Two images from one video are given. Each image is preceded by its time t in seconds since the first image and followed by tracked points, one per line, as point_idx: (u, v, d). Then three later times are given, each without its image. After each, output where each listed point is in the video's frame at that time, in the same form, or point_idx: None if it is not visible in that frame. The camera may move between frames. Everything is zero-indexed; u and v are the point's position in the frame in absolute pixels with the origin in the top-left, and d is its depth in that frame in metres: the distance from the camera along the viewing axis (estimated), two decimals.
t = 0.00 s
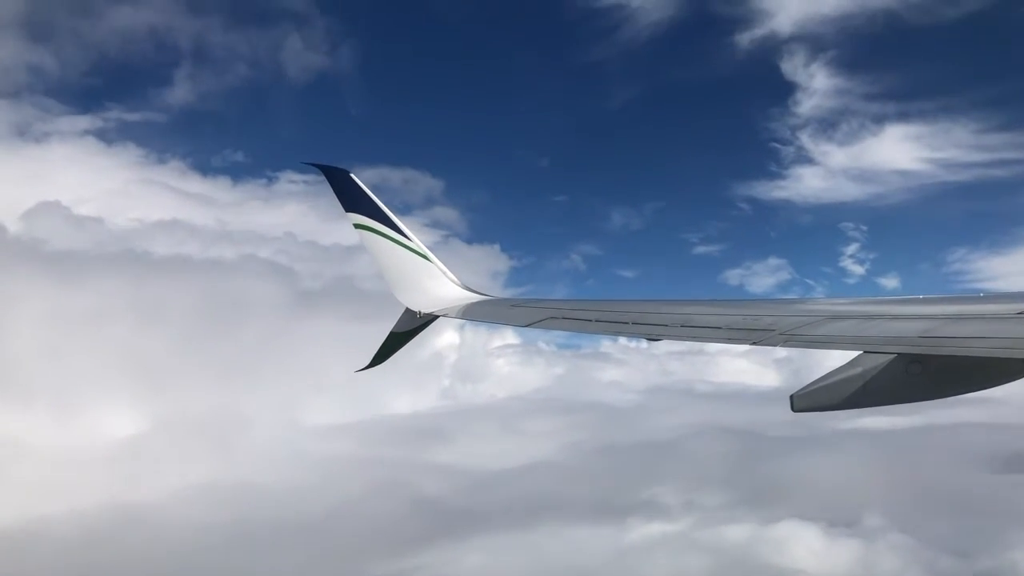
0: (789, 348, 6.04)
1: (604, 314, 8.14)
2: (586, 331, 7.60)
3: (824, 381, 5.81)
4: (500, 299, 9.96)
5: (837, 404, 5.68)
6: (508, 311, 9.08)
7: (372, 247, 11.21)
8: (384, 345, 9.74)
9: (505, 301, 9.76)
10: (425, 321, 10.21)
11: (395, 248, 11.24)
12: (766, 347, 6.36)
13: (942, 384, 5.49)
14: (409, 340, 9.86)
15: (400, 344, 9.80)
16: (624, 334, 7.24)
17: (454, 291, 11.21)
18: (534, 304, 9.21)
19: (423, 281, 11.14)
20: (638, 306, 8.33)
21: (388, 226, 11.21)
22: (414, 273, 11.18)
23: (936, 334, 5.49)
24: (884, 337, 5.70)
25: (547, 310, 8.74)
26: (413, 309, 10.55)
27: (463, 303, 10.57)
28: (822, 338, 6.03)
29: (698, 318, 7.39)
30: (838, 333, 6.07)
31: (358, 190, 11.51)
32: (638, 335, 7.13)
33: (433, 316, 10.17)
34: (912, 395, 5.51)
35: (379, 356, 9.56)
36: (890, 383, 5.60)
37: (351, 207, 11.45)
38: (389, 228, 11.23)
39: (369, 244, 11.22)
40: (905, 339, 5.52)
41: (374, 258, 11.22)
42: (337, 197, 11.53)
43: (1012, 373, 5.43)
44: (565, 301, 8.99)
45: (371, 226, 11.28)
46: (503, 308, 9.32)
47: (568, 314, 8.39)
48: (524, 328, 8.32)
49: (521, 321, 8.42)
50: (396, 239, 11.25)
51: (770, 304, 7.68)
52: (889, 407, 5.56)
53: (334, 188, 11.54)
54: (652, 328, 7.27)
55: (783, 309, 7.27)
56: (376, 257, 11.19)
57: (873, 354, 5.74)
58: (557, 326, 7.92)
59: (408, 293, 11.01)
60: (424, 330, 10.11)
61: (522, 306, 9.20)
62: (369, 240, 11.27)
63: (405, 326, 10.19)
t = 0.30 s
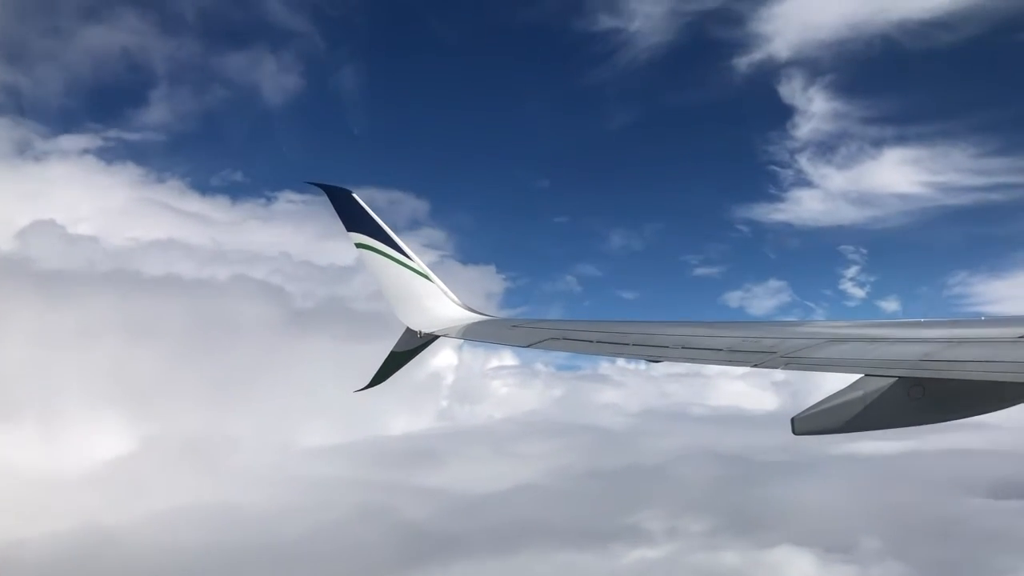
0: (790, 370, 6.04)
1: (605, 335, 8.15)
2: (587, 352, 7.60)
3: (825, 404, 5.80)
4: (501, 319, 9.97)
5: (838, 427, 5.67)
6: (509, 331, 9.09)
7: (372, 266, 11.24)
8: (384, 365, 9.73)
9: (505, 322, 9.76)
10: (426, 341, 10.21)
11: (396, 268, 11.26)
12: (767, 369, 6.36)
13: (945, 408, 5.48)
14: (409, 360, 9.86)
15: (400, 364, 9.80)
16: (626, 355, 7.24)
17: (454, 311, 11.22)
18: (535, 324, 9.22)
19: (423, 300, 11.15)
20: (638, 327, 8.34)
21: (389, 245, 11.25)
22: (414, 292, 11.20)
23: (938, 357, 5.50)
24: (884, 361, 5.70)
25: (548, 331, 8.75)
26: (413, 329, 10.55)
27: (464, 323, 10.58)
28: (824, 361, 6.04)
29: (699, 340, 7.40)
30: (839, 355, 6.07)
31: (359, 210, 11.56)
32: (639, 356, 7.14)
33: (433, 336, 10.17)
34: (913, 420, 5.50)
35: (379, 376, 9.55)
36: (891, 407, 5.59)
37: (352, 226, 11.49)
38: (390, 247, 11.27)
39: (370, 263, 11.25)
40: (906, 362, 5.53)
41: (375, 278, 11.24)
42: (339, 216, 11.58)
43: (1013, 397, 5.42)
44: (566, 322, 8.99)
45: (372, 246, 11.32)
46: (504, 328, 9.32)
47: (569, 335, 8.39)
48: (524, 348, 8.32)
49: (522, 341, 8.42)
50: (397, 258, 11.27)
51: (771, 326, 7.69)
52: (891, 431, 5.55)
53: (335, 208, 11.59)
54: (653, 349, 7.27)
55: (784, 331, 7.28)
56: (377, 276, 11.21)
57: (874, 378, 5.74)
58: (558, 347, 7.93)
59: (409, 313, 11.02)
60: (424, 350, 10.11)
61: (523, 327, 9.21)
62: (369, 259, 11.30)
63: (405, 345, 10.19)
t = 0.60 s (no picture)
0: (788, 386, 6.06)
1: (602, 349, 8.17)
2: (585, 366, 7.61)
3: (822, 420, 5.81)
4: (499, 333, 9.98)
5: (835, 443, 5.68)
6: (507, 344, 9.10)
7: (371, 279, 11.25)
8: (382, 378, 9.72)
9: (503, 336, 9.77)
10: (423, 354, 10.21)
11: (394, 281, 11.28)
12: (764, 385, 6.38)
13: (942, 425, 5.50)
14: (407, 373, 9.86)
15: (398, 377, 9.79)
16: (624, 370, 7.26)
17: (452, 324, 11.23)
18: (533, 338, 9.24)
19: (422, 314, 11.16)
20: (636, 342, 8.36)
21: (387, 258, 11.27)
22: (413, 306, 11.21)
23: (935, 374, 5.52)
24: (882, 377, 5.73)
25: (547, 344, 8.76)
26: (412, 342, 10.55)
27: (461, 337, 10.59)
28: (821, 377, 6.05)
29: (697, 355, 7.42)
30: (837, 371, 6.09)
31: (358, 223, 11.59)
32: (637, 371, 7.15)
33: (431, 349, 10.17)
34: (910, 437, 5.51)
35: (376, 389, 9.54)
36: (888, 423, 5.60)
37: (351, 239, 11.52)
38: (388, 260, 11.29)
39: (369, 276, 11.27)
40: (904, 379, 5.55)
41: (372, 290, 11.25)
42: (338, 229, 11.61)
43: (1010, 414, 5.45)
44: (564, 336, 9.01)
45: (371, 259, 11.34)
46: (502, 342, 9.34)
47: (566, 349, 8.41)
48: (522, 361, 8.33)
49: (520, 355, 8.44)
50: (396, 272, 11.30)
51: (769, 341, 7.71)
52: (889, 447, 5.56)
53: (334, 221, 11.62)
54: (651, 363, 7.29)
55: (782, 347, 7.31)
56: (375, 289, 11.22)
57: (872, 394, 5.76)
58: (556, 360, 7.94)
59: (407, 326, 11.02)
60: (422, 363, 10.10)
61: (521, 340, 9.22)
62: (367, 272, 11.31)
63: (402, 358, 10.19)
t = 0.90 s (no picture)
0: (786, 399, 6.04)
1: (600, 360, 8.17)
2: (582, 377, 7.59)
3: (821, 433, 5.81)
4: (497, 343, 9.97)
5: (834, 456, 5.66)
6: (504, 354, 9.10)
7: (369, 288, 11.24)
8: (379, 388, 9.70)
9: (501, 346, 9.75)
10: (420, 364, 10.18)
11: (392, 290, 11.27)
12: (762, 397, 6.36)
13: (940, 437, 5.49)
14: (404, 383, 9.84)
15: (394, 387, 9.76)
16: (621, 382, 7.23)
17: (450, 334, 11.22)
18: (530, 348, 9.23)
19: (419, 323, 11.15)
20: (634, 352, 8.35)
21: (386, 267, 11.27)
22: (411, 315, 11.20)
23: (933, 387, 5.51)
24: (880, 390, 5.72)
25: (545, 355, 8.76)
26: (409, 351, 10.54)
27: (459, 346, 10.58)
28: (819, 389, 6.05)
29: (694, 367, 7.40)
30: (835, 384, 6.09)
31: (357, 232, 11.59)
32: (634, 382, 7.14)
33: (429, 359, 10.15)
34: (909, 449, 5.50)
35: (373, 398, 9.53)
36: (887, 436, 5.59)
37: (350, 248, 11.51)
38: (386, 270, 11.29)
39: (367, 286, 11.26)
40: (901, 392, 5.54)
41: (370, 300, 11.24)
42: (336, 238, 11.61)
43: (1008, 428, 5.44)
44: (562, 346, 9.00)
45: (369, 268, 11.33)
46: (499, 352, 9.33)
47: (563, 360, 8.39)
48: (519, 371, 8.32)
49: (517, 365, 8.44)
50: (394, 281, 11.29)
51: (767, 353, 7.71)
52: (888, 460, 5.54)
53: (333, 229, 11.62)
54: (648, 375, 7.28)
55: (779, 359, 7.30)
56: (373, 298, 11.21)
57: (870, 407, 5.75)
58: (554, 371, 7.94)
59: (405, 336, 11.00)
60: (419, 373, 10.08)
61: (518, 351, 9.22)
62: (365, 281, 11.31)
63: (400, 368, 10.17)
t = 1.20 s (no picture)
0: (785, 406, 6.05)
1: (600, 367, 8.18)
2: (582, 384, 7.60)
3: (820, 440, 5.82)
4: (496, 349, 9.99)
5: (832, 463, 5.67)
6: (504, 361, 9.11)
7: (369, 295, 11.25)
8: (378, 394, 9.71)
9: (500, 352, 9.76)
10: (420, 371, 10.19)
11: (392, 296, 11.28)
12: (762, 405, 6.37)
13: (940, 445, 5.50)
14: (403, 389, 9.84)
15: (394, 393, 9.77)
16: (620, 389, 7.24)
17: (449, 341, 11.23)
18: (530, 355, 9.24)
19: (419, 330, 11.16)
20: (633, 360, 8.36)
21: (385, 273, 11.29)
22: (411, 321, 11.20)
23: (932, 395, 5.53)
24: (879, 397, 5.73)
25: (544, 361, 8.77)
26: (409, 358, 10.54)
27: (459, 353, 10.59)
28: (818, 397, 6.06)
29: (694, 374, 7.41)
30: (834, 391, 6.09)
31: (356, 238, 11.61)
32: (634, 389, 7.15)
33: (428, 366, 10.16)
34: (908, 457, 5.51)
35: (373, 405, 9.53)
36: (887, 443, 5.61)
37: (350, 254, 11.53)
38: (386, 276, 11.30)
39: (366, 291, 11.27)
40: (901, 400, 5.55)
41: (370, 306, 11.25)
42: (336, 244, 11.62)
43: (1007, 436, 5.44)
44: (561, 353, 9.01)
45: (369, 274, 11.34)
46: (499, 359, 9.33)
47: (563, 367, 8.40)
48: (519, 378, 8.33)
49: (517, 371, 8.45)
50: (394, 287, 11.31)
51: (766, 360, 7.72)
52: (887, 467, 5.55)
53: (332, 235, 11.64)
54: (648, 382, 7.29)
55: (779, 366, 7.31)
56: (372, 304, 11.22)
57: (869, 415, 5.76)
58: (554, 378, 7.95)
59: (404, 342, 11.00)
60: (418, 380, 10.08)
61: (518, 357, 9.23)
62: (365, 287, 11.32)
63: (399, 374, 10.18)
